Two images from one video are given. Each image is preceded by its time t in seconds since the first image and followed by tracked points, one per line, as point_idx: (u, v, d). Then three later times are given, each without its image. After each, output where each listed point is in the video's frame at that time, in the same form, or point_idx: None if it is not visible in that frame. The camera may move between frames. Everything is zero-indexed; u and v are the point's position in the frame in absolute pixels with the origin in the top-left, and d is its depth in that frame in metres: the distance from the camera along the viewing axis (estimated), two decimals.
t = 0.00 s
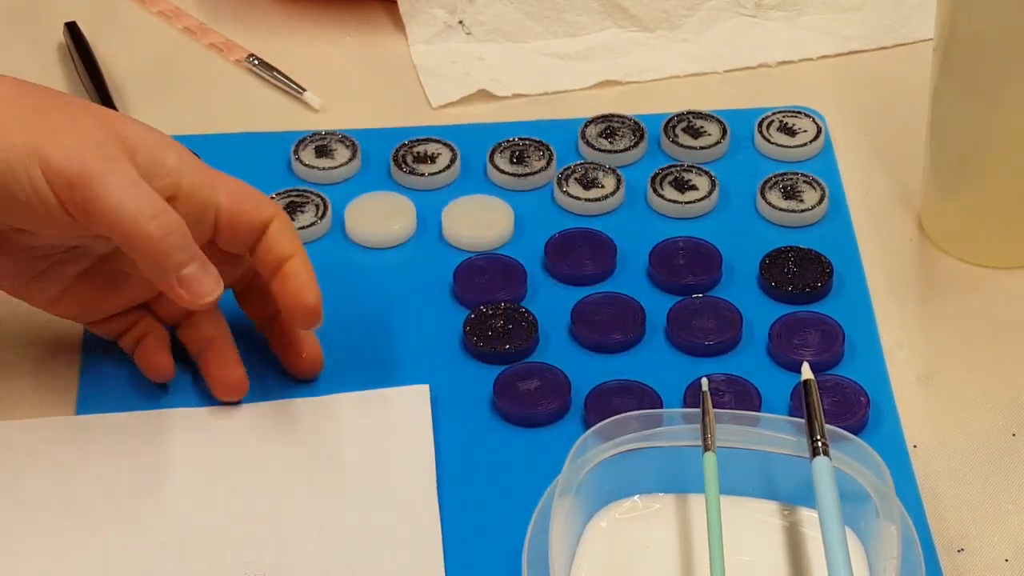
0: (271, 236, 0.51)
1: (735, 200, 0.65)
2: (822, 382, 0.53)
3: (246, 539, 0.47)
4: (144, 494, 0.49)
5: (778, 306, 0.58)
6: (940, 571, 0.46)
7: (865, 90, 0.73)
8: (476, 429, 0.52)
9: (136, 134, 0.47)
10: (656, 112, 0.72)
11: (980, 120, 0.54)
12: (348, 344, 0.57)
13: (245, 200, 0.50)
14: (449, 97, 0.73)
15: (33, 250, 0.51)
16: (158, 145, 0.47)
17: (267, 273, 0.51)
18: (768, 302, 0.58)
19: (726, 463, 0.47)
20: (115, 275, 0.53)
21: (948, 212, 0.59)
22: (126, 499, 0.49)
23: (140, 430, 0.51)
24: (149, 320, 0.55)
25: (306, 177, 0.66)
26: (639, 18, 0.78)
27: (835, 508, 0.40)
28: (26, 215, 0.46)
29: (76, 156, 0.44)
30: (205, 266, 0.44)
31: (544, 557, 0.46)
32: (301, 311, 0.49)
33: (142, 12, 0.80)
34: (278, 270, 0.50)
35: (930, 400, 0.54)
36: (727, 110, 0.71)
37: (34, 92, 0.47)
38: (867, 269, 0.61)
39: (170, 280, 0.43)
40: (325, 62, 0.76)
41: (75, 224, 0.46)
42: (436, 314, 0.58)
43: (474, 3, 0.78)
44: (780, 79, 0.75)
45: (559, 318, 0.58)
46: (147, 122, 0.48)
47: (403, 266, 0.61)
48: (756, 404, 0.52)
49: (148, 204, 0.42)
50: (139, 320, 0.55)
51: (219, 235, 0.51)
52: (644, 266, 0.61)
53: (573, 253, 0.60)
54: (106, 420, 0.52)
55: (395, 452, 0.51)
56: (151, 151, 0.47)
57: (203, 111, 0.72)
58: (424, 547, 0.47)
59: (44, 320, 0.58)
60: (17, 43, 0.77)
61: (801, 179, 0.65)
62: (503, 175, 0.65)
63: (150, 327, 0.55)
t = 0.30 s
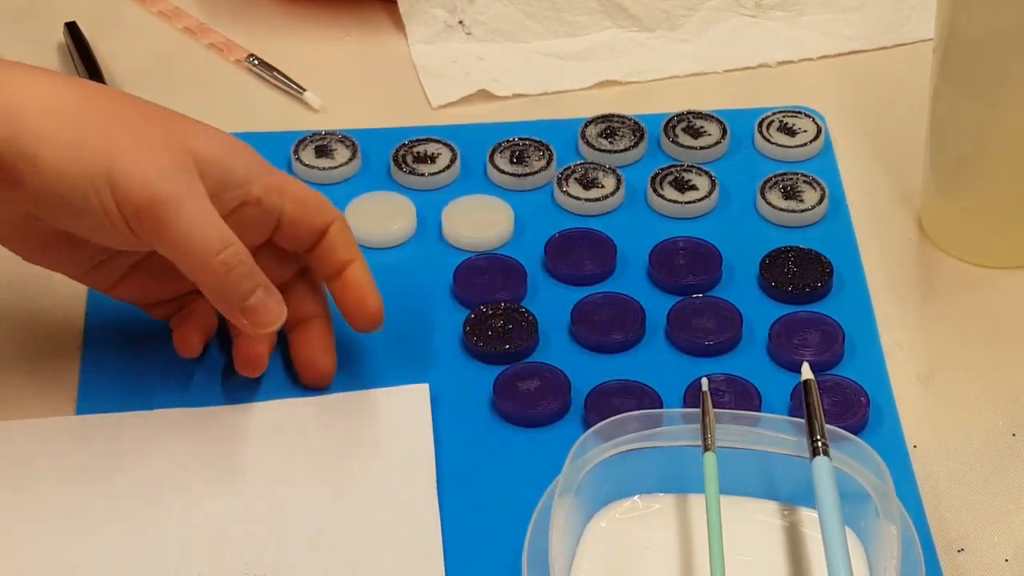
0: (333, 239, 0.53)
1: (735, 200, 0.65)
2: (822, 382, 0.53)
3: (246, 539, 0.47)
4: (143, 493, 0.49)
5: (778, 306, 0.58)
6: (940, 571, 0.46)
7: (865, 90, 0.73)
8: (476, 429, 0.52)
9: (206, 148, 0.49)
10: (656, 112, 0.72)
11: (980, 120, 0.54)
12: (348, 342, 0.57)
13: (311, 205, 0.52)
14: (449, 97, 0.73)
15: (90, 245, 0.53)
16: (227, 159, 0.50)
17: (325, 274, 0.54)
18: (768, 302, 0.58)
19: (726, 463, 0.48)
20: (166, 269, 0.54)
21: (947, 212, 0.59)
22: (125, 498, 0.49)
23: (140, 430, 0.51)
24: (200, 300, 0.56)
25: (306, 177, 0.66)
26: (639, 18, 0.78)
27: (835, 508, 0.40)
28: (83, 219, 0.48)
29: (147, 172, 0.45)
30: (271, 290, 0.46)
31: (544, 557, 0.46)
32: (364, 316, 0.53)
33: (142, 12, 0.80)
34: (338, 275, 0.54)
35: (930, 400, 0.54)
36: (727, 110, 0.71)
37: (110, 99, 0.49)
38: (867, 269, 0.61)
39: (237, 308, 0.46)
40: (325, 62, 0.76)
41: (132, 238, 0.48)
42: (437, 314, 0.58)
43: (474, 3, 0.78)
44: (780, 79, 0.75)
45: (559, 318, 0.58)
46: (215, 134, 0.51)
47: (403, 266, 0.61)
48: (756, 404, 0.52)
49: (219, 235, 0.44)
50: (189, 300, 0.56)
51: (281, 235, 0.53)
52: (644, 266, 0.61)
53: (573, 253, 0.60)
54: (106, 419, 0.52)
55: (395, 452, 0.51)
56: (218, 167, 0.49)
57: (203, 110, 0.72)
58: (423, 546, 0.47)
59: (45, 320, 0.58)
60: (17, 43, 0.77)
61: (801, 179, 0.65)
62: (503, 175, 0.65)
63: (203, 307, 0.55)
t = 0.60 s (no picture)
0: (372, 255, 0.54)
1: (735, 200, 0.65)
2: (822, 382, 0.53)
3: (245, 539, 0.47)
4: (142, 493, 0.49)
5: (778, 306, 0.58)
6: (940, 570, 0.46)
7: (865, 89, 0.73)
8: (476, 429, 0.52)
9: (249, 164, 0.48)
10: (656, 112, 0.72)
11: (980, 120, 0.54)
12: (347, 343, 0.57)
13: (352, 220, 0.53)
14: (449, 97, 0.73)
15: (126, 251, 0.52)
16: (273, 176, 0.49)
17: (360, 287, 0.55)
18: (768, 302, 0.58)
19: (726, 463, 0.48)
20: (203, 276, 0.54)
21: (947, 212, 0.59)
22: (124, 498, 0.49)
23: (139, 430, 0.51)
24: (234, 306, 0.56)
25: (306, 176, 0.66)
26: (639, 18, 0.78)
27: (835, 508, 0.40)
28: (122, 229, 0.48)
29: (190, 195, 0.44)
30: (307, 313, 0.47)
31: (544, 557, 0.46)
32: (403, 331, 0.54)
33: (142, 12, 0.80)
34: (375, 290, 0.54)
35: (930, 400, 0.54)
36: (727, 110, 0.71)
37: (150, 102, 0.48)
38: (867, 269, 0.61)
39: (273, 331, 0.46)
40: (325, 62, 0.76)
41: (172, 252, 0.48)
42: (437, 313, 0.58)
43: (474, 3, 0.78)
44: (780, 79, 0.75)
45: (559, 318, 0.58)
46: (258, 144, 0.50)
47: (403, 266, 0.61)
48: (756, 404, 0.52)
49: (261, 260, 0.44)
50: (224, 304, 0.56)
51: (319, 248, 0.53)
52: (644, 266, 0.61)
53: (573, 253, 0.60)
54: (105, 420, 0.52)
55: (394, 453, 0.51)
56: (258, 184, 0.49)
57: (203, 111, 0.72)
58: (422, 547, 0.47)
59: (46, 320, 0.58)
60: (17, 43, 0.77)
61: (801, 179, 0.65)
62: (503, 175, 0.65)
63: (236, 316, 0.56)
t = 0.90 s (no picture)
0: (357, 281, 0.52)
1: (735, 200, 0.65)
2: (822, 382, 0.53)
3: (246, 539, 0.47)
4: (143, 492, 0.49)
5: (778, 306, 0.58)
6: (940, 570, 0.46)
7: (865, 89, 0.73)
8: (476, 430, 0.52)
9: (230, 202, 0.46)
10: (656, 112, 0.72)
11: (980, 119, 0.54)
12: (346, 343, 0.57)
13: (337, 248, 0.51)
14: (449, 97, 0.73)
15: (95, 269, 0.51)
16: (254, 210, 0.47)
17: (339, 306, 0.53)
18: (768, 302, 0.58)
19: (726, 463, 0.48)
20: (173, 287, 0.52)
21: (947, 212, 0.59)
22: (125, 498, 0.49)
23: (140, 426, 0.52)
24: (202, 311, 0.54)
25: (306, 176, 0.66)
26: (639, 18, 0.78)
27: (835, 508, 0.40)
28: (90, 263, 0.47)
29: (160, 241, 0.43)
30: (272, 360, 0.46)
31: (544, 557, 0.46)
32: (373, 355, 0.53)
33: (142, 12, 0.80)
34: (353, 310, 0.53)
35: (930, 400, 0.54)
36: (727, 110, 0.71)
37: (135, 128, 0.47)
38: (867, 269, 0.61)
39: (234, 377, 0.46)
40: (325, 62, 0.76)
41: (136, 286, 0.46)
42: (437, 314, 0.58)
43: (474, 3, 0.78)
44: (780, 79, 0.75)
45: (559, 318, 0.58)
46: (243, 175, 0.48)
47: (404, 266, 0.61)
48: (756, 404, 0.52)
49: (229, 310, 0.43)
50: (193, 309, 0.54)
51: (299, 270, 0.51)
52: (644, 266, 0.61)
53: (573, 253, 0.60)
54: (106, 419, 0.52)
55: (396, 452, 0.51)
56: (237, 226, 0.47)
57: (204, 111, 0.72)
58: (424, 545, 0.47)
59: (46, 321, 0.59)
60: (18, 43, 0.77)
61: (801, 179, 0.65)
62: (503, 175, 0.65)
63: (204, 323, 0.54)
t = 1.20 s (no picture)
0: (327, 293, 0.52)
1: (735, 200, 0.65)
2: (822, 382, 0.53)
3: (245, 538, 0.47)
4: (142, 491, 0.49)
5: (778, 306, 0.58)
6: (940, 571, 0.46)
7: (865, 89, 0.73)
8: (476, 430, 0.52)
9: (197, 224, 0.46)
10: (656, 112, 0.72)
11: (980, 119, 0.54)
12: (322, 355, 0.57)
13: (306, 261, 0.51)
14: (449, 97, 0.73)
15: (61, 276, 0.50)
16: (223, 229, 0.47)
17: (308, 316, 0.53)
18: (768, 303, 0.58)
19: (725, 463, 0.48)
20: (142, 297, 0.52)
21: (947, 212, 0.59)
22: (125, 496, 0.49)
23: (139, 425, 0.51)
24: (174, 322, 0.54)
25: (306, 176, 0.66)
26: (639, 18, 0.78)
27: (835, 507, 0.40)
28: (51, 275, 0.46)
29: (122, 265, 0.43)
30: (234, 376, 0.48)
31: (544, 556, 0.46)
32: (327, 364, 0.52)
33: (142, 12, 0.80)
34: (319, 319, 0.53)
35: (930, 400, 0.54)
36: (727, 110, 0.71)
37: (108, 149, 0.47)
38: (867, 269, 0.61)
39: (197, 390, 0.47)
40: (325, 62, 0.76)
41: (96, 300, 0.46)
42: (437, 314, 0.58)
43: (474, 3, 0.78)
44: (780, 79, 0.75)
45: (560, 318, 0.58)
46: (214, 193, 0.48)
47: (404, 266, 0.61)
48: (756, 404, 0.52)
49: (195, 334, 0.45)
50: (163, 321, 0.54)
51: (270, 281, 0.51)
52: (644, 266, 0.61)
53: (573, 254, 0.60)
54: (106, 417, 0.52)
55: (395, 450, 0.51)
56: (202, 248, 0.47)
57: (203, 110, 0.72)
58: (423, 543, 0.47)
59: (45, 321, 0.58)
60: (19, 43, 0.77)
61: (800, 179, 0.65)
62: (503, 175, 0.65)
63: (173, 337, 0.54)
